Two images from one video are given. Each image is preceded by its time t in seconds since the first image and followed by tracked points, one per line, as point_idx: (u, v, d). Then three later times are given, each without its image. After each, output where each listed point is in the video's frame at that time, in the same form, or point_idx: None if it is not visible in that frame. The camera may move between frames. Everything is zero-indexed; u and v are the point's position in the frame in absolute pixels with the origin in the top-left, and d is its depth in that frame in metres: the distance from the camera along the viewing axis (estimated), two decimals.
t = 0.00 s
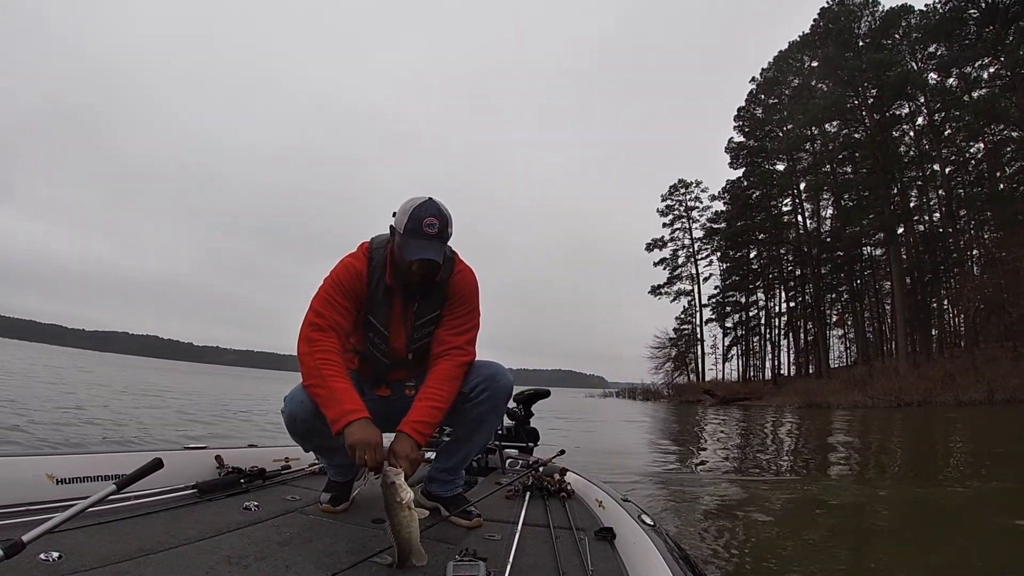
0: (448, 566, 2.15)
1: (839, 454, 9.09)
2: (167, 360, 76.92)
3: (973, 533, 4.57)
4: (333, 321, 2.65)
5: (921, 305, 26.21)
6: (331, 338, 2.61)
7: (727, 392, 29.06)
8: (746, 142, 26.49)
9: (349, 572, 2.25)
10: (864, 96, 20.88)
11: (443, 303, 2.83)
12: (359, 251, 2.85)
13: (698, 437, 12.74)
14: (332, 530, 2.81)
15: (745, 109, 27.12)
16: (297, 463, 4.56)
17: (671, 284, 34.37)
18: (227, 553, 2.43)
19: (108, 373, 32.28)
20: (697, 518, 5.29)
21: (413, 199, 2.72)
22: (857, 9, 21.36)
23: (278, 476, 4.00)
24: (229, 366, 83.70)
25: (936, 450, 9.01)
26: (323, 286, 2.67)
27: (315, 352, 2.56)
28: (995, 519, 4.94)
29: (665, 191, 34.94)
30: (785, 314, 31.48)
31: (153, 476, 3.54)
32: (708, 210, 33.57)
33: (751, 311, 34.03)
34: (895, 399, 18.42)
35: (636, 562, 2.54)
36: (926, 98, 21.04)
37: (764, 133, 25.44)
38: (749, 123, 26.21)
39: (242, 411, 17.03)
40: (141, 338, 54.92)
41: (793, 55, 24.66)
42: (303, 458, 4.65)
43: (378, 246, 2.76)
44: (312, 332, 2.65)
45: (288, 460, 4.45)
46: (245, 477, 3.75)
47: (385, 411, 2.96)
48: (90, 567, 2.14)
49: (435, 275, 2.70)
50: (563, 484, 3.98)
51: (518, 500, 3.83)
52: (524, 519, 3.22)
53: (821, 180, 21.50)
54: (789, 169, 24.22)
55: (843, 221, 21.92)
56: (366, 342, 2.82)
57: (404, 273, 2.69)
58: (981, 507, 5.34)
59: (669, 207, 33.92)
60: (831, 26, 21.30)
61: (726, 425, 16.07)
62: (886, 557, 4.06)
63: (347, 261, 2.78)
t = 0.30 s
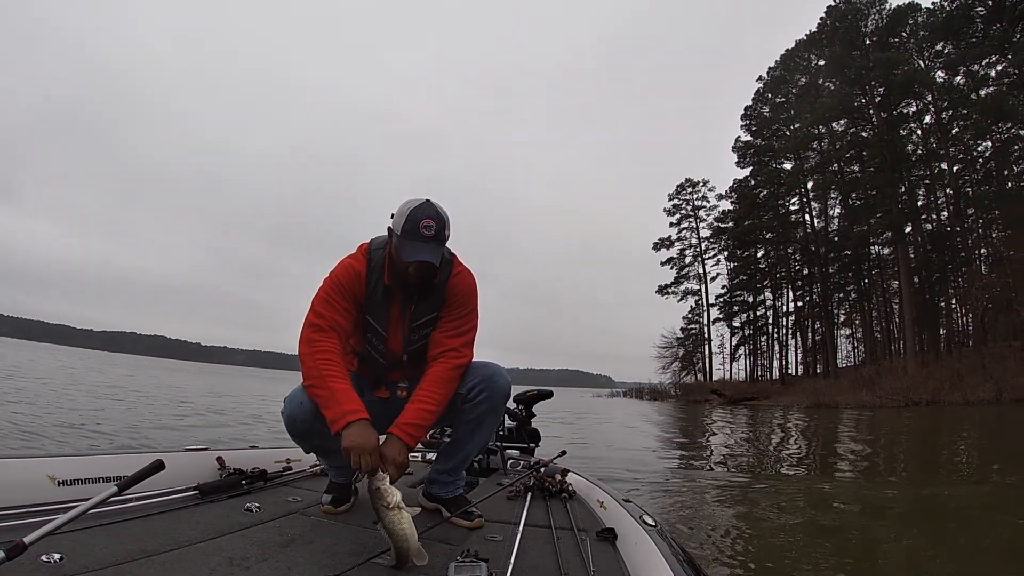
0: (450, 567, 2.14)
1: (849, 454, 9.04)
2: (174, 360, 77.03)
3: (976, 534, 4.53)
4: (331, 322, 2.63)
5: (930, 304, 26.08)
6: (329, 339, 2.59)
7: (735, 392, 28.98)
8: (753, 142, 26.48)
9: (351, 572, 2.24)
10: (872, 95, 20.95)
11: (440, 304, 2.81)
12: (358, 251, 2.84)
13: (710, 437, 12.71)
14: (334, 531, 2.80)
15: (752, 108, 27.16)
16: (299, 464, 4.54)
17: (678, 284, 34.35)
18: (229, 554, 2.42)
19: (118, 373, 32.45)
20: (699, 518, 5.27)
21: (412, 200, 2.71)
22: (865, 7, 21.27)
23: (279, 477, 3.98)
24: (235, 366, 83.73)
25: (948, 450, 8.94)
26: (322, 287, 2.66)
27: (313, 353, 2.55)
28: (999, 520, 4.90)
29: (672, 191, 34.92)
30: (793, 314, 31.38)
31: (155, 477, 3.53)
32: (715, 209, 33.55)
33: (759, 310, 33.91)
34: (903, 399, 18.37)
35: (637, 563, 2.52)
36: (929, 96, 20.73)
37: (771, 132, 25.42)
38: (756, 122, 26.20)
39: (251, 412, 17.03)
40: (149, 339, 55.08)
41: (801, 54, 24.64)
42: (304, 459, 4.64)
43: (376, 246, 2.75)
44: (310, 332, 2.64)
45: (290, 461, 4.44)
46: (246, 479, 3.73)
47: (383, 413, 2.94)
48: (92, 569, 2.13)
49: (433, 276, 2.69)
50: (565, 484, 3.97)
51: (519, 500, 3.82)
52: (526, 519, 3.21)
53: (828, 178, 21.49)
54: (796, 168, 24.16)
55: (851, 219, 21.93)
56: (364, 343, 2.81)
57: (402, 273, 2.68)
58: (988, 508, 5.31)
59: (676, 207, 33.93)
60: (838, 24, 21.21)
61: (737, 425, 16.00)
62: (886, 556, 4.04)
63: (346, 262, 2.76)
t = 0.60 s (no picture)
0: (451, 567, 2.13)
1: (857, 454, 9.00)
2: (179, 360, 77.07)
3: (978, 534, 4.51)
4: (330, 323, 2.62)
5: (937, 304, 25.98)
6: (328, 339, 2.58)
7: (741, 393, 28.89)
8: (759, 141, 26.42)
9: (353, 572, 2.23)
10: (878, 94, 20.87)
11: (439, 304, 2.80)
12: (357, 253, 2.83)
13: (719, 438, 12.65)
14: (336, 531, 2.78)
15: (758, 107, 27.11)
16: (301, 465, 4.53)
17: (684, 284, 34.28)
18: (231, 555, 2.40)
19: (126, 373, 32.59)
20: (702, 517, 5.26)
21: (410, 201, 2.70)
22: (871, 5, 21.15)
23: (281, 478, 3.97)
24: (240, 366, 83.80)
25: (957, 450, 8.91)
26: (321, 288, 2.65)
27: (312, 354, 2.53)
28: (1003, 520, 4.88)
29: (678, 191, 34.83)
30: (799, 313, 31.26)
31: (157, 478, 3.52)
32: (721, 209, 33.46)
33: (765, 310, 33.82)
34: (909, 400, 18.29)
35: (639, 563, 2.50)
36: (938, 95, 20.70)
37: (777, 131, 25.33)
38: (762, 122, 26.12)
39: (257, 412, 17.02)
40: (155, 340, 55.19)
41: (807, 53, 24.58)
42: (306, 460, 4.62)
43: (375, 246, 2.73)
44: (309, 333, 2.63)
45: (292, 462, 4.42)
46: (248, 479, 3.71)
47: (384, 413, 2.93)
48: (95, 570, 2.12)
49: (431, 277, 2.67)
50: (567, 484, 3.95)
51: (521, 500, 3.80)
52: (528, 519, 3.19)
53: (835, 178, 21.39)
54: (802, 167, 24.07)
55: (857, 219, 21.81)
56: (363, 344, 2.79)
57: (400, 274, 2.67)
58: (994, 508, 5.29)
59: (682, 206, 33.85)
60: (844, 23, 21.14)
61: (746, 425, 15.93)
62: (889, 557, 4.01)
63: (345, 262, 2.75)
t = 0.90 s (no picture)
0: (453, 566, 2.10)
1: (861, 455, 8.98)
2: (183, 360, 77.18)
3: (982, 534, 4.48)
4: (332, 320, 2.59)
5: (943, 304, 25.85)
6: (329, 337, 2.56)
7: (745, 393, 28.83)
8: (764, 141, 26.35)
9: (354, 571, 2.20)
10: (882, 94, 20.80)
11: (440, 303, 2.77)
12: (358, 251, 2.80)
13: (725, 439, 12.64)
14: (338, 530, 2.75)
15: (763, 107, 27.05)
16: (303, 463, 4.51)
17: (688, 284, 34.22)
18: (233, 553, 2.38)
19: (132, 373, 32.72)
20: (704, 518, 5.24)
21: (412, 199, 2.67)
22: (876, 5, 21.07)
23: (283, 477, 3.94)
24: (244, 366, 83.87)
25: (962, 451, 8.89)
26: (322, 285, 2.62)
27: (313, 351, 2.51)
28: (1006, 521, 4.85)
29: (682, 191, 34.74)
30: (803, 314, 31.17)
31: (159, 477, 3.49)
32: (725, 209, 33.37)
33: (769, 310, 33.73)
34: (913, 401, 18.24)
35: (641, 562, 2.46)
36: (943, 95, 20.62)
37: (782, 131, 25.27)
38: (767, 122, 26.04)
39: (262, 412, 17.00)
40: (160, 339, 55.28)
41: (812, 53, 24.52)
42: (308, 459, 4.60)
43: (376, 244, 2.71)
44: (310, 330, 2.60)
45: (294, 461, 4.40)
46: (250, 478, 3.69)
47: (384, 411, 2.90)
48: (97, 568, 2.10)
49: (432, 275, 2.65)
50: (569, 484, 3.92)
51: (523, 499, 3.76)
52: (530, 518, 3.16)
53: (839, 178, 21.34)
54: (806, 167, 24.00)
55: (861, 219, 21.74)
56: (364, 342, 2.76)
57: (401, 272, 2.64)
58: (999, 509, 5.25)
59: (686, 206, 33.78)
60: (849, 23, 21.06)
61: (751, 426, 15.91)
62: (891, 557, 3.99)
63: (346, 260, 2.72)
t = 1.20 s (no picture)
0: (454, 565, 2.06)
1: (863, 455, 8.94)
2: (185, 360, 77.20)
3: (988, 535, 4.43)
4: (333, 319, 2.56)
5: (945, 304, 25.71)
6: (330, 336, 2.52)
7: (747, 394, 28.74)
8: (766, 142, 26.27)
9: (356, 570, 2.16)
10: (884, 95, 20.73)
11: (441, 301, 2.74)
12: (359, 249, 2.77)
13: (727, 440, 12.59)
14: (339, 529, 2.72)
15: (764, 108, 26.97)
16: (305, 462, 4.47)
17: (690, 284, 34.16)
18: (235, 551, 2.35)
19: (134, 373, 32.76)
20: (705, 518, 5.20)
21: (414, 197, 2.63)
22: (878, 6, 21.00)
23: (285, 475, 3.91)
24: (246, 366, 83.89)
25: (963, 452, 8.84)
26: (323, 283, 2.59)
27: (314, 349, 2.47)
28: (1011, 521, 4.80)
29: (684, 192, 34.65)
30: (805, 314, 31.06)
31: (161, 475, 3.46)
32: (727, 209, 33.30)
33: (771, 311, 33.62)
34: (915, 401, 18.15)
35: (643, 562, 2.41)
36: (944, 96, 20.56)
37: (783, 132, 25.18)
38: (768, 122, 25.95)
39: (263, 412, 16.98)
40: (162, 339, 55.32)
41: (813, 53, 24.45)
42: (310, 457, 4.56)
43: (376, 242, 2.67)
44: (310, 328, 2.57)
45: (296, 459, 4.36)
46: (252, 476, 3.66)
47: (385, 409, 2.86)
48: (100, 566, 2.06)
49: (433, 273, 2.61)
50: (570, 483, 3.88)
51: (524, 498, 3.72)
52: (531, 518, 3.12)
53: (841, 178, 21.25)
54: (808, 168, 23.92)
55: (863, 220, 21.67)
56: (365, 341, 2.72)
57: (403, 271, 2.61)
58: (1001, 509, 5.21)
59: (688, 207, 33.71)
60: (850, 23, 20.99)
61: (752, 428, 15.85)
62: (895, 557, 3.96)
63: (347, 259, 2.69)
